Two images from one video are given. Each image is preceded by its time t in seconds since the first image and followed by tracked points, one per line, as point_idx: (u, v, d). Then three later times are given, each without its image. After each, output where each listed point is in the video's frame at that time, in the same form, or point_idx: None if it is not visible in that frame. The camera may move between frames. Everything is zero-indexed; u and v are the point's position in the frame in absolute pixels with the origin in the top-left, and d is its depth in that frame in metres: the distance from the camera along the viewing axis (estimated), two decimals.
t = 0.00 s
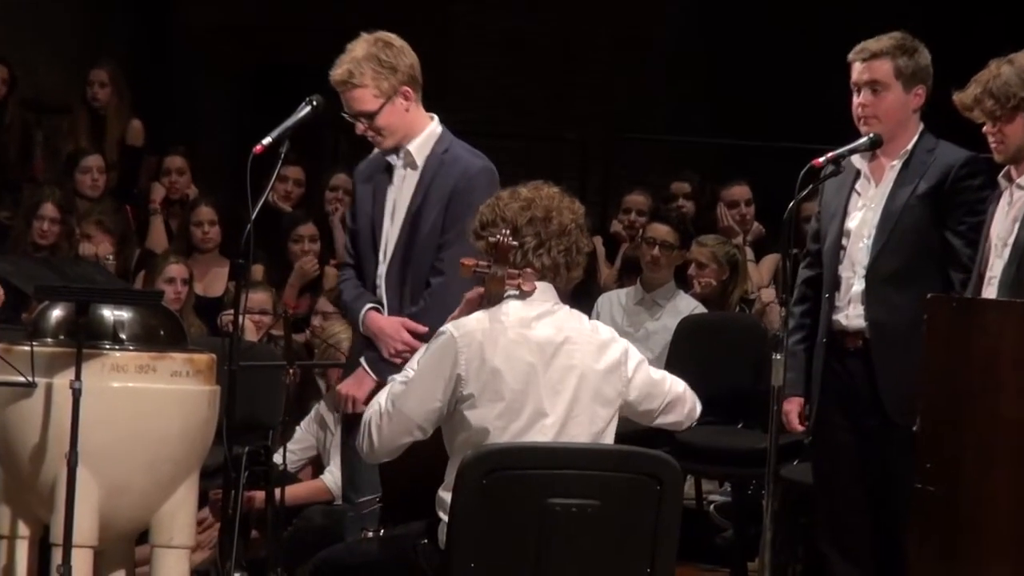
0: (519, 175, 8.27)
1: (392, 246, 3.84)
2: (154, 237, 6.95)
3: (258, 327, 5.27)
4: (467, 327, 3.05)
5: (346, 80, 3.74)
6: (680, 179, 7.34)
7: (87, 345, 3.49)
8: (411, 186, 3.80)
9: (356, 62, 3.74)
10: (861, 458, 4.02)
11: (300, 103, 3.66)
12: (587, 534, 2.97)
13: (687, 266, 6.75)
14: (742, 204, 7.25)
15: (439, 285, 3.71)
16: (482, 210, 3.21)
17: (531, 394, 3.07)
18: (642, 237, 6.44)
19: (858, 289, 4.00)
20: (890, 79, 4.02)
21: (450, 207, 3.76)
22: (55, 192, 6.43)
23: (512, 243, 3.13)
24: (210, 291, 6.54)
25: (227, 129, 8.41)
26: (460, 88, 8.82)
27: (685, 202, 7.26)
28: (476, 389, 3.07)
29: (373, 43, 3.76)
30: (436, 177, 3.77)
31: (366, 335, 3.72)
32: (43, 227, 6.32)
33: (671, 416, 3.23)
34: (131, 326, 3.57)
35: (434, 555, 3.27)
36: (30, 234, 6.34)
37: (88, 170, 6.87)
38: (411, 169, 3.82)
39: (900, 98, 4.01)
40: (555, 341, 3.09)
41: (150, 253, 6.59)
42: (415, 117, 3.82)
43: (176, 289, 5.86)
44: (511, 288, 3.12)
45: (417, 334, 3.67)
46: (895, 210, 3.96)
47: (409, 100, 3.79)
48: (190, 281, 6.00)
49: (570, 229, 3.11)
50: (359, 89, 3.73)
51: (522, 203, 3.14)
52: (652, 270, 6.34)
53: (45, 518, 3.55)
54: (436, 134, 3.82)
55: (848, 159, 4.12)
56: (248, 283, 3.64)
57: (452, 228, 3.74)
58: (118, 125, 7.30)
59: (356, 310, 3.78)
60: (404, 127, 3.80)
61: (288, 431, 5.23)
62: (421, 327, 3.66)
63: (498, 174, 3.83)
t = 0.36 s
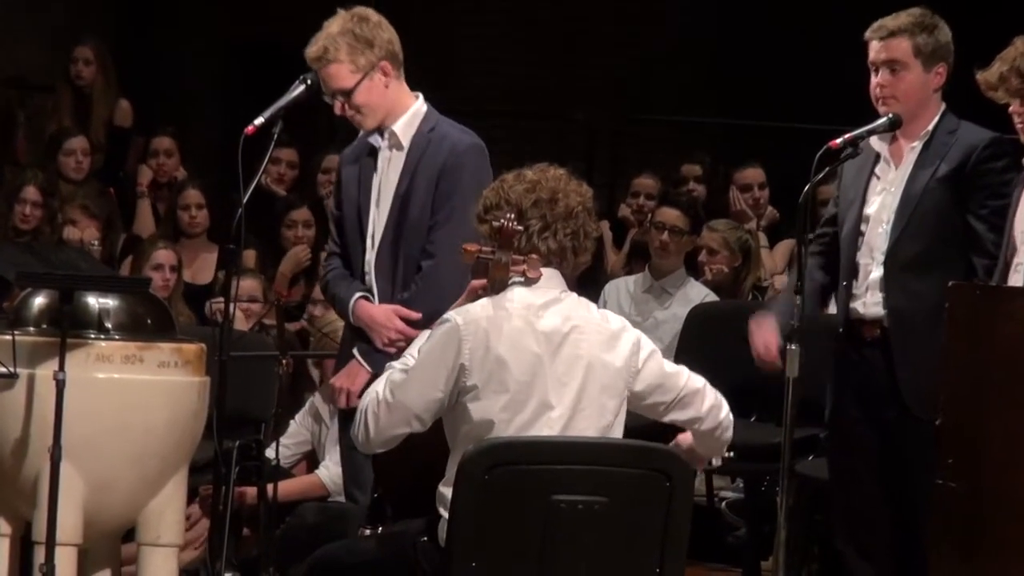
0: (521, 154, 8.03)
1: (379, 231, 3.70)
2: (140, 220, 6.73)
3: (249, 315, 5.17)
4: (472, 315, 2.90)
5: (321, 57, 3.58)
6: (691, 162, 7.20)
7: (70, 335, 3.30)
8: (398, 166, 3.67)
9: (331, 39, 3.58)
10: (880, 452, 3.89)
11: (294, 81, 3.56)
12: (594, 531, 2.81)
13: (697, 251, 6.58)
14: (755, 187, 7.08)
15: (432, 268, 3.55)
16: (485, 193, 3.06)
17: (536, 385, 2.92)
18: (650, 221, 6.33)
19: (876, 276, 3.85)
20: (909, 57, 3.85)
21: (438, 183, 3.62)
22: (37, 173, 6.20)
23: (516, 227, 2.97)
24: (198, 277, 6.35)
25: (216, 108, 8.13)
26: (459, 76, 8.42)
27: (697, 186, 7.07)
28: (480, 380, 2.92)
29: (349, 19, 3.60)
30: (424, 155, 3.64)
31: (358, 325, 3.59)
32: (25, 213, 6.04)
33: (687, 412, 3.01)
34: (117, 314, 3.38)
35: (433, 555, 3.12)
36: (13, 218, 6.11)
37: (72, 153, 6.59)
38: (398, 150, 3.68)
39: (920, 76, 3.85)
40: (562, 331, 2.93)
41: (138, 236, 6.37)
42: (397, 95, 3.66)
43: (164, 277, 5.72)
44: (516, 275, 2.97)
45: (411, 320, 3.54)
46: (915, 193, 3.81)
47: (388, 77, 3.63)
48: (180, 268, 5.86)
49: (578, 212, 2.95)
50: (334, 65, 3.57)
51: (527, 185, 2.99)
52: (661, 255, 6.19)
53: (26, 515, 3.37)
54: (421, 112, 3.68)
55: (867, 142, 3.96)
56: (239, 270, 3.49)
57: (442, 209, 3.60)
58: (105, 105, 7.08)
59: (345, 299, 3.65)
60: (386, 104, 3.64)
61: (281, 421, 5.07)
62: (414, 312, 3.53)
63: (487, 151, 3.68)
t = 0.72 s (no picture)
0: (523, 135, 7.84)
1: (374, 213, 3.58)
2: (126, 204, 6.56)
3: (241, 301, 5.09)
4: (477, 301, 2.76)
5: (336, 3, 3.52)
6: (701, 144, 7.03)
7: (53, 320, 3.08)
8: (394, 143, 3.56)
9: None
10: (897, 449, 3.75)
11: (288, 58, 3.38)
12: (599, 529, 2.67)
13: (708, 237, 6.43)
14: (769, 168, 6.90)
15: (426, 250, 3.41)
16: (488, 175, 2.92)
17: (543, 374, 2.77)
18: (659, 206, 6.17)
19: (893, 260, 3.72)
20: (911, 46, 3.68)
21: (431, 158, 3.49)
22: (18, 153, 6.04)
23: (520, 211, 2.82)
24: (186, 262, 6.20)
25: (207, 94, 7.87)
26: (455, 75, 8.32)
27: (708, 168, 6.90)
28: (484, 368, 2.77)
29: None
30: (421, 131, 3.51)
31: (348, 310, 3.45)
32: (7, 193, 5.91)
33: (692, 415, 2.89)
34: (102, 300, 3.15)
35: (432, 551, 2.98)
36: None
37: (57, 132, 6.39)
38: (394, 126, 3.57)
39: (928, 63, 3.68)
40: (569, 319, 2.78)
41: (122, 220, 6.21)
42: (398, 65, 3.56)
43: (151, 262, 5.62)
44: (519, 261, 2.83)
45: (403, 305, 3.40)
46: (937, 174, 3.67)
47: (395, 44, 3.54)
48: (167, 254, 5.73)
49: (585, 194, 2.81)
50: (343, 14, 3.50)
51: (532, 167, 2.84)
52: (669, 240, 6.06)
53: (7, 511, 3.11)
54: (422, 87, 3.56)
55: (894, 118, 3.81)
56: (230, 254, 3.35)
57: (436, 189, 3.46)
58: (90, 81, 6.86)
59: (337, 283, 3.52)
60: (384, 70, 3.54)
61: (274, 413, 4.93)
62: (406, 298, 3.39)
63: (486, 127, 3.53)
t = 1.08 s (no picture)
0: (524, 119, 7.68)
1: (363, 198, 3.42)
2: (105, 188, 6.44)
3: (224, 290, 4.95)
4: (473, 288, 2.60)
5: None
6: (710, 126, 6.84)
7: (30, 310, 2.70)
8: (388, 125, 3.40)
9: None
10: (917, 446, 3.59)
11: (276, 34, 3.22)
12: (601, 529, 2.51)
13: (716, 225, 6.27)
14: (780, 151, 6.76)
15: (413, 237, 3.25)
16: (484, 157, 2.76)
17: (542, 366, 2.61)
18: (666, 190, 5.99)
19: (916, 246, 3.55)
20: (931, 25, 3.52)
21: (423, 143, 3.33)
22: None
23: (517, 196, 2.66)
24: (168, 249, 6.05)
25: (198, 77, 7.65)
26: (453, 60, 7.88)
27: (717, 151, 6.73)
28: (479, 359, 2.61)
29: None
30: (415, 113, 3.35)
31: (334, 299, 3.31)
32: None
33: (683, 422, 2.76)
34: (80, 288, 2.78)
35: (424, 553, 2.82)
36: None
37: (32, 113, 6.32)
38: (387, 108, 3.42)
39: (948, 44, 3.52)
40: (571, 309, 2.62)
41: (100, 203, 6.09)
42: (397, 40, 3.41)
43: (131, 249, 5.47)
44: (517, 248, 2.67)
45: (389, 295, 3.26)
46: (963, 157, 3.51)
47: (398, 17, 3.39)
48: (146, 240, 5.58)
49: (586, 178, 2.65)
50: None
51: (529, 150, 2.68)
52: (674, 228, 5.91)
53: None
54: (418, 66, 3.41)
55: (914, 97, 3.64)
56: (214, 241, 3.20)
57: (427, 173, 3.31)
58: (68, 58, 6.79)
59: (323, 271, 3.38)
60: (382, 44, 3.39)
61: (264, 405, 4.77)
62: (393, 288, 3.24)
63: (483, 110, 3.38)
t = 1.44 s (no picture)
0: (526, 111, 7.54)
1: (355, 187, 3.27)
2: (85, 177, 6.29)
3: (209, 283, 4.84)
4: (469, 280, 2.45)
5: None
6: (717, 111, 6.71)
7: None
8: (384, 111, 3.26)
9: None
10: (936, 446, 3.46)
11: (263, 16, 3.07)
12: (604, 534, 2.36)
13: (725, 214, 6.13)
14: (791, 136, 6.61)
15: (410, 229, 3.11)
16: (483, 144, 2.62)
17: (541, 363, 2.46)
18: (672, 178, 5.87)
19: (936, 239, 3.41)
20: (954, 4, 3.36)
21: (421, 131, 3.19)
22: None
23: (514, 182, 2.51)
24: (151, 240, 5.93)
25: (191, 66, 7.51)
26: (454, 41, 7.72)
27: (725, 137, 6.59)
28: (475, 356, 2.46)
29: None
30: (413, 98, 3.21)
31: (325, 294, 3.17)
32: None
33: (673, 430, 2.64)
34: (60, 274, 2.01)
35: (418, 559, 2.68)
36: None
37: (9, 97, 6.17)
38: (383, 92, 3.28)
39: (970, 24, 3.37)
40: (571, 303, 2.48)
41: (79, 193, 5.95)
42: (392, 21, 3.27)
43: (112, 239, 5.34)
44: (516, 240, 2.51)
45: (384, 290, 3.12)
46: (984, 145, 3.36)
47: None
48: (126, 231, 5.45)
49: (587, 166, 2.51)
50: None
51: (529, 137, 2.54)
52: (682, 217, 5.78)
53: None
54: (415, 49, 3.27)
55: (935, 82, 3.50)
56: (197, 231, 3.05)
57: (424, 162, 3.16)
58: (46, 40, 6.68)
59: (313, 264, 3.23)
60: (376, 24, 3.25)
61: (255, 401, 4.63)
62: (388, 282, 3.10)
63: (481, 95, 3.24)
